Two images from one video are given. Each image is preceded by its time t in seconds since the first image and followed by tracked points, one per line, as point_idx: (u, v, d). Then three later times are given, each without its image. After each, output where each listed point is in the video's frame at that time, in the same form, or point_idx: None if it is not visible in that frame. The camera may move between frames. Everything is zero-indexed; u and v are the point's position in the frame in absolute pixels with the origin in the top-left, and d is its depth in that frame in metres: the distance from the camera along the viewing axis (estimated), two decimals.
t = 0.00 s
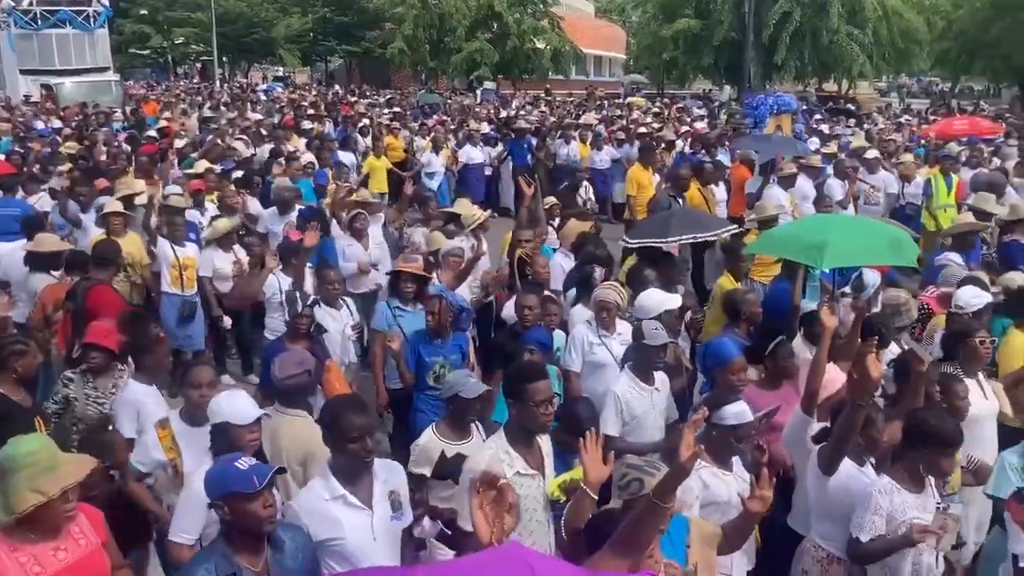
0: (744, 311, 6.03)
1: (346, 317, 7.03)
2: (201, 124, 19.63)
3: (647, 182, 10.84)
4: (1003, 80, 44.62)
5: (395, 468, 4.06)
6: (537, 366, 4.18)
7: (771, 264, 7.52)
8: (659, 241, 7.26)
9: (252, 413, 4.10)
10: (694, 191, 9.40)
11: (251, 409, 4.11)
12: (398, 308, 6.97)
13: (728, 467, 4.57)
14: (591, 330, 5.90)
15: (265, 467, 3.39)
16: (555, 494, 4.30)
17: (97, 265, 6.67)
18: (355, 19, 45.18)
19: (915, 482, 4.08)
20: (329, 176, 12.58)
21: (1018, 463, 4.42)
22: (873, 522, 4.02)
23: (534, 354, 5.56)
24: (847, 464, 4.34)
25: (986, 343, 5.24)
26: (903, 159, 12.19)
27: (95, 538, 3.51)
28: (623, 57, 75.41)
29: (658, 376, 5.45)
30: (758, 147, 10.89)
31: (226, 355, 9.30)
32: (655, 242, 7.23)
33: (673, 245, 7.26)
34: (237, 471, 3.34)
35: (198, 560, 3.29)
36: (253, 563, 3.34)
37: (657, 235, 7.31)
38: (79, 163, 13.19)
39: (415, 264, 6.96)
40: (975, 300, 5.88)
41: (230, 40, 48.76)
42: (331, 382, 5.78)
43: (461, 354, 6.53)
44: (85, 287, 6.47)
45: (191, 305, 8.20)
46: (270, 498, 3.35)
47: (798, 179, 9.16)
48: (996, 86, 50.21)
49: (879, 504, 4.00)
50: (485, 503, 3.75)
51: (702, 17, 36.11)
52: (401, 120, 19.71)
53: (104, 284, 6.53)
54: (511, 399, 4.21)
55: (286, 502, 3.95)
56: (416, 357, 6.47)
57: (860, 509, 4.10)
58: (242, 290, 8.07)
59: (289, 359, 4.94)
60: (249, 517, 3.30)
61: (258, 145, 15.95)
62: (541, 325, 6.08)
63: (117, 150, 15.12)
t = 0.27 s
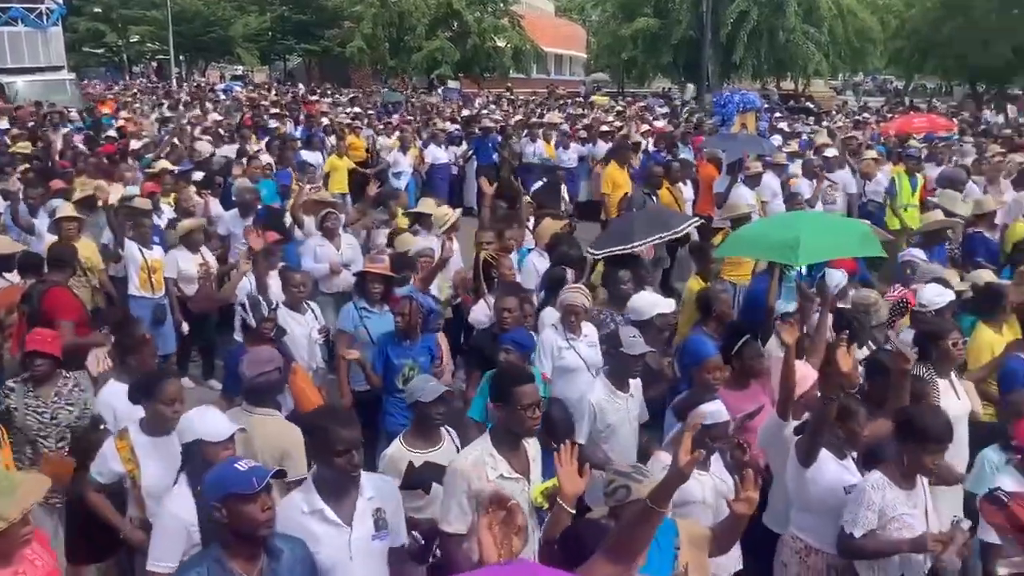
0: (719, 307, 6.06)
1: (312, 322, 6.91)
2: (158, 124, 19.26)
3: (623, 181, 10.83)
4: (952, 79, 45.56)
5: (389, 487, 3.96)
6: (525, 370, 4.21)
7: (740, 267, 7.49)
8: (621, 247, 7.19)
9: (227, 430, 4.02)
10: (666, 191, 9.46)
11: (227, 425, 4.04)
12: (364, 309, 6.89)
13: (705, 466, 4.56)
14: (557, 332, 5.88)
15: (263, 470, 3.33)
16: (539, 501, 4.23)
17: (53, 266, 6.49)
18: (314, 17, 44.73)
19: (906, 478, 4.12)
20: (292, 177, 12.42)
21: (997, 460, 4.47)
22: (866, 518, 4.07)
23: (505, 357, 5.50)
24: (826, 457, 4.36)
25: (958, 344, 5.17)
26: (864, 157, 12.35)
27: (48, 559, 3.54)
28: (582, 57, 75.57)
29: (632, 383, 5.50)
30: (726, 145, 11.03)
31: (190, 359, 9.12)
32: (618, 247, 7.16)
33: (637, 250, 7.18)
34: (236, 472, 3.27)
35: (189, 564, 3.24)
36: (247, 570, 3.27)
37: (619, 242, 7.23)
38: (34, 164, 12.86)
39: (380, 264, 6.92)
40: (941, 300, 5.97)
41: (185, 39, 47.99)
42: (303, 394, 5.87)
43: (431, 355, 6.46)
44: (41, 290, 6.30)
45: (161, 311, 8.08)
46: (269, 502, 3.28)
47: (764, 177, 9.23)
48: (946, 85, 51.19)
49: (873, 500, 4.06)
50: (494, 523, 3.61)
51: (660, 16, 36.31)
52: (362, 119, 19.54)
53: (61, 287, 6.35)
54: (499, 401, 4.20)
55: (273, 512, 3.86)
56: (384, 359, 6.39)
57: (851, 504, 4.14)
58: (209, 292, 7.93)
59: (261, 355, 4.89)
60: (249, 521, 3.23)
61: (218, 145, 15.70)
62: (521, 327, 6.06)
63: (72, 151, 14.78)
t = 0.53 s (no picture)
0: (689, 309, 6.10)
1: (272, 327, 6.75)
2: (109, 125, 18.84)
3: (593, 178, 10.88)
4: (900, 77, 46.35)
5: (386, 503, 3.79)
6: (509, 368, 4.18)
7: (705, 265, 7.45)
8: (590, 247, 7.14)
9: (194, 449, 3.91)
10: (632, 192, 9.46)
11: (193, 444, 3.92)
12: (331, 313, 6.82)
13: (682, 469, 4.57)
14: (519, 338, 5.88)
15: (238, 484, 3.24)
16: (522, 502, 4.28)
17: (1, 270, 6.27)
18: (267, 16, 44.11)
19: (884, 478, 4.18)
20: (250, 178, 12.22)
21: (968, 458, 4.56)
22: (848, 520, 4.13)
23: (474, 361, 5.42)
24: (788, 458, 4.46)
25: (912, 344, 5.14)
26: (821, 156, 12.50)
27: None
28: (537, 55, 75.61)
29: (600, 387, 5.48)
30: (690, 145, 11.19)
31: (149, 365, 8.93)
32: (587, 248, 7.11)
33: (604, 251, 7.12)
34: (208, 488, 3.20)
35: None
36: None
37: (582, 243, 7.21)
38: None
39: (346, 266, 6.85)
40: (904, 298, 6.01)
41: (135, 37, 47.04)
42: (264, 400, 5.81)
43: (397, 358, 6.37)
44: None
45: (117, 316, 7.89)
46: (245, 518, 3.22)
47: (725, 176, 9.29)
48: (894, 82, 52.12)
49: (852, 501, 4.13)
50: (482, 530, 3.68)
51: (615, 16, 36.44)
52: (319, 119, 19.32)
53: (11, 292, 6.15)
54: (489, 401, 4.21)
55: (262, 530, 3.77)
56: (350, 367, 6.28)
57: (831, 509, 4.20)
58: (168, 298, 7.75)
59: (224, 354, 4.74)
60: (229, 539, 3.18)
61: (172, 146, 15.40)
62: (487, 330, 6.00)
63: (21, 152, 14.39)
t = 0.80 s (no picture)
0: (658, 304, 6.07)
1: (228, 331, 6.59)
2: (52, 126, 18.37)
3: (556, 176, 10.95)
4: (844, 75, 47.15)
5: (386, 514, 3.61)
6: (488, 372, 4.05)
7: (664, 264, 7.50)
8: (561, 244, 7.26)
9: (165, 468, 3.72)
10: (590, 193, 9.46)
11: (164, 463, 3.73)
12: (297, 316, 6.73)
13: (657, 476, 4.61)
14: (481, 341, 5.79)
15: (188, 508, 3.20)
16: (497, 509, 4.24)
17: None
18: (213, 14, 43.41)
19: (850, 482, 4.19)
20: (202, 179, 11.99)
21: (932, 454, 4.62)
22: (823, 528, 4.13)
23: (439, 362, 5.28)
24: (745, 464, 4.41)
25: (870, 346, 5.03)
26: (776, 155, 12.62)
27: None
28: (489, 54, 75.57)
29: (561, 386, 5.43)
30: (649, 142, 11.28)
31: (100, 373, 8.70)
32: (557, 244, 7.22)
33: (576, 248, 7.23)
34: (158, 513, 3.16)
35: None
36: None
37: (559, 238, 7.34)
38: None
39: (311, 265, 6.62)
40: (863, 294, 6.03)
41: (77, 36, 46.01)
42: (221, 406, 5.65)
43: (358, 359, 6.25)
44: None
45: (65, 325, 7.70)
46: (196, 543, 3.19)
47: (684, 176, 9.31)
48: (839, 80, 53.03)
49: (826, 510, 4.13)
50: (474, 521, 3.80)
51: (564, 15, 36.48)
52: (271, 118, 19.04)
53: None
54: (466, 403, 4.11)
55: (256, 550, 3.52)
56: (312, 372, 6.13)
57: (804, 518, 4.19)
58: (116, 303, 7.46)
59: (185, 357, 4.65)
60: (176, 565, 3.15)
61: (119, 147, 15.06)
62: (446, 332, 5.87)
63: None
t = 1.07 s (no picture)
0: (620, 305, 6.04)
1: (183, 337, 6.41)
2: None
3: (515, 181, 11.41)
4: (786, 74, 47.90)
5: (370, 527, 3.52)
6: (452, 385, 3.98)
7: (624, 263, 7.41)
8: (520, 239, 7.31)
9: (157, 490, 3.53)
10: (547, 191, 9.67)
11: (156, 485, 3.53)
12: (256, 317, 6.56)
13: (630, 481, 4.62)
14: (446, 345, 5.70)
15: (119, 542, 3.11)
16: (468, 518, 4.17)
17: None
18: (151, 14, 42.53)
19: (813, 481, 4.17)
20: (146, 182, 11.70)
21: (888, 457, 4.52)
22: (793, 531, 4.11)
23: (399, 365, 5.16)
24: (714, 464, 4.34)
25: (840, 343, 5.01)
26: (727, 154, 12.75)
27: None
28: (435, 54, 75.30)
29: (525, 388, 5.38)
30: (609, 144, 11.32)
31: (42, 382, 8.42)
32: (515, 239, 7.27)
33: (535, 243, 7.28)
34: (85, 549, 3.06)
35: None
36: None
37: (518, 233, 7.40)
38: None
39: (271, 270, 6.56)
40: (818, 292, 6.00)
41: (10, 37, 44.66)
42: (179, 412, 5.48)
43: (311, 365, 6.08)
44: None
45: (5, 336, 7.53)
46: None
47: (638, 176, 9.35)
48: (781, 79, 53.86)
49: (795, 512, 4.10)
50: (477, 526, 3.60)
51: (509, 15, 36.50)
52: (216, 120, 18.72)
53: None
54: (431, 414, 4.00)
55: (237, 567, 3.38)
56: (264, 379, 5.98)
57: (773, 520, 4.16)
58: (57, 310, 7.19)
59: (142, 363, 4.47)
60: None
61: (58, 150, 14.66)
62: (401, 339, 5.81)
63: None
